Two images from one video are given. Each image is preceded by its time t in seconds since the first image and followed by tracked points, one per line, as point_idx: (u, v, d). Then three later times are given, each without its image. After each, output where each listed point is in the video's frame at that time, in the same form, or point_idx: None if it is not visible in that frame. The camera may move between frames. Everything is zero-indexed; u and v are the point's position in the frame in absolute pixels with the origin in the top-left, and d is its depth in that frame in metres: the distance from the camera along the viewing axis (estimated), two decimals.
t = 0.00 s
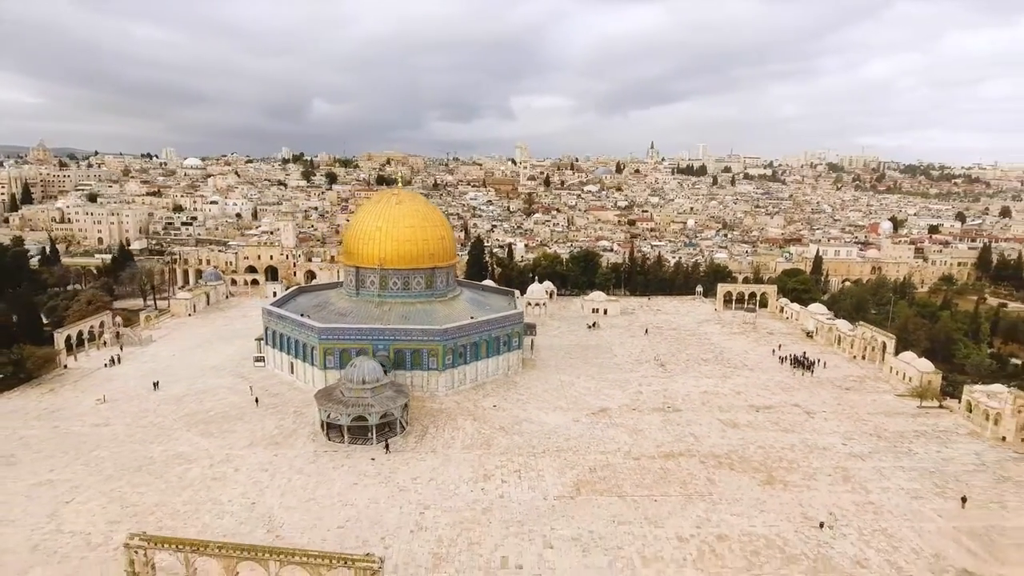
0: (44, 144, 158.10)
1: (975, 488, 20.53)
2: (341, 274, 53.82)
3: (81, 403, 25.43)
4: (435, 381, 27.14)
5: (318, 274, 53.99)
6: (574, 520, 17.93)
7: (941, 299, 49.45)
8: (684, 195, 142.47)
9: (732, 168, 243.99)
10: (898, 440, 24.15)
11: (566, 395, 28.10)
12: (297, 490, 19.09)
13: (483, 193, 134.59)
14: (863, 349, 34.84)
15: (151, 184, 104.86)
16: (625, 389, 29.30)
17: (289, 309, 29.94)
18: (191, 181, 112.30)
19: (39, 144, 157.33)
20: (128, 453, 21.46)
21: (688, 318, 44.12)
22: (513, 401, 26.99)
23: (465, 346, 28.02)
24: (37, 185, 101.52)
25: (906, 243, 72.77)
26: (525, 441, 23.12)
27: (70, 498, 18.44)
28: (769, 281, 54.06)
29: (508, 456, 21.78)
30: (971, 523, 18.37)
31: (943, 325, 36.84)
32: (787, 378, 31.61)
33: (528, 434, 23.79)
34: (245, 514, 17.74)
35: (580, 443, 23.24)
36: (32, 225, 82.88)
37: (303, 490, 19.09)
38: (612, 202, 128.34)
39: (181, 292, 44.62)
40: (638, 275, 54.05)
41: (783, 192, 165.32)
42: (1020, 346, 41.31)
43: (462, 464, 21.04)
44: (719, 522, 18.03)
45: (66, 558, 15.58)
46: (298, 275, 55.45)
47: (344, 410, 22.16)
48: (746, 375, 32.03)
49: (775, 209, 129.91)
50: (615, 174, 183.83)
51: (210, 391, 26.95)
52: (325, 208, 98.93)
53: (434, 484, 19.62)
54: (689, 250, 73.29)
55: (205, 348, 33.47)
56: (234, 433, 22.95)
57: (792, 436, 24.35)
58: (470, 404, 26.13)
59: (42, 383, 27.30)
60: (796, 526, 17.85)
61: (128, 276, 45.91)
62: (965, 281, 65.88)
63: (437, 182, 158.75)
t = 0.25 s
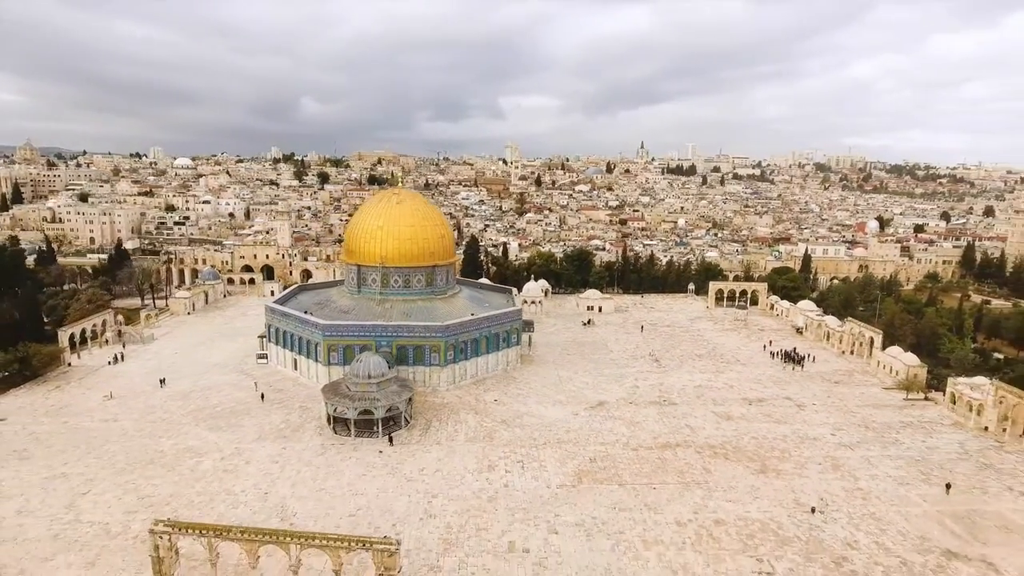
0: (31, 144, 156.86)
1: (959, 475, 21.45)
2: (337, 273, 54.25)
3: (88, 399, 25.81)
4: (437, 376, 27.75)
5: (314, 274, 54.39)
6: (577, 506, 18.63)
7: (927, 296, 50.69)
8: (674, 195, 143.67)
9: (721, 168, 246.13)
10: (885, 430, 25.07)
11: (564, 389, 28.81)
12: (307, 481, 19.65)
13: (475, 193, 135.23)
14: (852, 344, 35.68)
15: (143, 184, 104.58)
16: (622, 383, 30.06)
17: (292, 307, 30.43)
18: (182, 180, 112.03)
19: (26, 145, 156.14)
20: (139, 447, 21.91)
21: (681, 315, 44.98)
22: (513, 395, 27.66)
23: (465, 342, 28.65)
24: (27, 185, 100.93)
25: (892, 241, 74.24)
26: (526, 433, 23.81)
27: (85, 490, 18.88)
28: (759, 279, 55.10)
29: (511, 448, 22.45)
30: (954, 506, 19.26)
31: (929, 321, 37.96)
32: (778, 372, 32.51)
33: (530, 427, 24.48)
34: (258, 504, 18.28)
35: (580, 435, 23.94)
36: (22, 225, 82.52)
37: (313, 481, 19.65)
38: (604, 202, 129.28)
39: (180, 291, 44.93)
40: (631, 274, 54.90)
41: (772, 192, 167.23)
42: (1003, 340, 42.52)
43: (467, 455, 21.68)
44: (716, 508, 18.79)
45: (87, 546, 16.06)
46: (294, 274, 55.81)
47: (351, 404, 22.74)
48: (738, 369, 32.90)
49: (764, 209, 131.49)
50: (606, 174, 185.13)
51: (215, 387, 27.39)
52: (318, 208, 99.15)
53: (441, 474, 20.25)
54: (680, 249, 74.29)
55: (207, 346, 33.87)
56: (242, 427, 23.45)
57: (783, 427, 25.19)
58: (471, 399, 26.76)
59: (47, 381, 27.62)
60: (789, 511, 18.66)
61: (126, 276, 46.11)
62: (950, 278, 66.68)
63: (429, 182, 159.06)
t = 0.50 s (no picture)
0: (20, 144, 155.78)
1: (945, 464, 22.25)
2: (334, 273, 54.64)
3: (94, 397, 26.15)
4: (438, 372, 28.29)
5: (311, 273, 54.75)
6: (579, 496, 19.25)
7: (915, 293, 51.77)
8: (666, 195, 144.69)
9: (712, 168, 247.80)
10: (874, 422, 25.87)
11: (562, 385, 29.42)
12: (315, 473, 20.16)
13: (468, 192, 135.74)
14: (842, 340, 36.46)
15: (135, 184, 104.29)
16: (619, 379, 30.73)
17: (294, 305, 30.89)
18: (175, 180, 111.78)
19: (16, 145, 155.01)
20: (148, 442, 22.30)
21: (674, 312, 45.73)
22: (513, 391, 28.25)
23: (466, 339, 29.21)
24: (18, 185, 100.41)
25: (881, 240, 75.46)
26: (527, 427, 24.41)
27: (98, 483, 19.29)
28: (751, 277, 55.99)
29: (513, 441, 23.04)
30: (941, 494, 20.05)
31: (916, 317, 38.91)
32: (771, 367, 33.30)
33: (530, 420, 25.09)
34: (269, 495, 18.78)
35: (579, 428, 24.58)
36: (15, 225, 82.20)
37: (321, 473, 20.16)
38: (596, 201, 130.04)
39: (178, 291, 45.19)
40: (625, 272, 55.62)
41: (762, 191, 168.78)
42: (988, 336, 43.55)
43: (470, 448, 22.25)
44: (713, 497, 19.46)
45: (105, 536, 16.50)
46: (291, 273, 56.13)
47: (356, 399, 23.26)
48: (732, 365, 33.66)
49: (754, 208, 132.78)
50: (598, 174, 186.17)
51: (219, 384, 27.79)
52: (312, 208, 99.31)
53: (446, 466, 20.81)
54: (673, 248, 75.19)
55: (208, 344, 34.22)
56: (249, 423, 23.90)
57: (776, 420, 25.94)
58: (472, 394, 27.33)
59: (52, 378, 27.92)
60: (784, 499, 19.35)
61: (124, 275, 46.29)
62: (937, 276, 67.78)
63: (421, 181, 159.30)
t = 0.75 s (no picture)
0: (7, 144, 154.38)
1: (930, 452, 23.19)
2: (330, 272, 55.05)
3: (101, 393, 26.54)
4: (440, 368, 28.92)
5: (307, 272, 55.13)
6: (581, 484, 19.97)
7: (900, 290, 52.97)
8: (656, 194, 145.83)
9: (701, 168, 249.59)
10: (863, 414, 26.78)
11: (560, 380, 30.14)
12: (324, 465, 20.74)
13: (460, 192, 136.24)
14: (831, 336, 37.42)
15: (126, 184, 103.91)
16: (615, 374, 31.50)
17: (296, 303, 31.40)
18: (166, 180, 111.43)
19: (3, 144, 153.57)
20: (157, 436, 22.76)
21: (667, 310, 46.58)
22: (513, 385, 28.94)
23: (466, 335, 29.86)
24: (8, 185, 99.69)
25: (868, 239, 76.82)
26: (528, 420, 25.11)
27: (112, 476, 19.76)
28: (742, 275, 56.99)
29: (514, 433, 23.73)
30: (926, 480, 20.95)
31: (902, 314, 39.97)
32: (762, 362, 34.19)
33: (530, 414, 25.78)
34: (281, 486, 19.34)
35: (579, 421, 25.31)
36: (5, 225, 81.78)
37: (330, 465, 20.74)
38: (587, 201, 131.05)
39: (176, 290, 45.48)
40: (618, 271, 56.43)
41: (751, 191, 170.41)
42: (972, 332, 44.77)
43: (474, 440, 22.90)
44: (709, 485, 20.23)
45: (123, 526, 17.00)
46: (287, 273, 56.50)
47: (362, 393, 23.86)
48: (724, 360, 34.53)
49: (744, 207, 134.21)
50: (588, 173, 187.13)
51: (224, 380, 28.25)
52: (305, 207, 99.44)
53: (451, 457, 21.47)
54: (664, 247, 76.17)
55: (210, 342, 34.61)
56: (256, 417, 24.41)
57: (768, 412, 26.79)
58: (473, 389, 27.98)
59: (57, 376, 28.24)
60: (777, 486, 20.16)
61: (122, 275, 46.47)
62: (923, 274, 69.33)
63: (413, 181, 159.57)
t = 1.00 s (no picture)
0: None
1: (916, 443, 24.02)
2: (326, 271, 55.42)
3: (105, 390, 26.87)
4: (440, 364, 29.46)
5: (303, 271, 55.44)
6: (581, 475, 20.62)
7: (888, 288, 54.07)
8: (647, 194, 146.87)
9: (691, 168, 251.22)
10: (851, 407, 27.62)
11: (558, 375, 30.78)
12: (331, 458, 21.25)
13: (452, 192, 136.65)
14: (820, 332, 38.32)
15: (117, 183, 103.45)
16: (611, 369, 32.18)
17: (297, 301, 31.85)
18: (158, 179, 111.06)
19: None
20: (164, 431, 23.15)
21: (660, 307, 47.33)
22: (511, 381, 29.54)
23: (466, 332, 30.40)
24: None
25: (856, 237, 78.05)
26: (528, 414, 25.72)
27: (123, 470, 20.16)
28: (733, 273, 57.88)
29: (515, 427, 24.33)
30: (912, 469, 21.77)
31: (890, 310, 40.95)
32: (754, 358, 34.99)
33: (530, 408, 26.40)
34: (289, 478, 19.86)
35: (577, 414, 25.95)
36: None
37: (336, 458, 21.26)
38: (579, 200, 131.87)
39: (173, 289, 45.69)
40: (612, 269, 57.17)
41: (740, 190, 171.91)
42: (957, 328, 45.85)
43: (476, 433, 23.49)
44: (705, 474, 20.92)
45: (138, 517, 17.45)
46: (283, 272, 56.79)
47: (365, 388, 24.37)
48: (717, 356, 35.31)
49: (734, 207, 135.50)
50: (580, 173, 188.01)
51: (226, 377, 28.64)
52: (298, 207, 99.53)
53: (454, 450, 22.04)
54: (656, 246, 76.98)
55: (210, 340, 34.93)
56: (260, 413, 24.86)
57: (761, 406, 27.55)
58: (473, 384, 28.56)
59: (60, 374, 28.51)
60: (770, 475, 20.90)
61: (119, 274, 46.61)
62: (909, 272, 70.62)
63: (405, 181, 159.72)
